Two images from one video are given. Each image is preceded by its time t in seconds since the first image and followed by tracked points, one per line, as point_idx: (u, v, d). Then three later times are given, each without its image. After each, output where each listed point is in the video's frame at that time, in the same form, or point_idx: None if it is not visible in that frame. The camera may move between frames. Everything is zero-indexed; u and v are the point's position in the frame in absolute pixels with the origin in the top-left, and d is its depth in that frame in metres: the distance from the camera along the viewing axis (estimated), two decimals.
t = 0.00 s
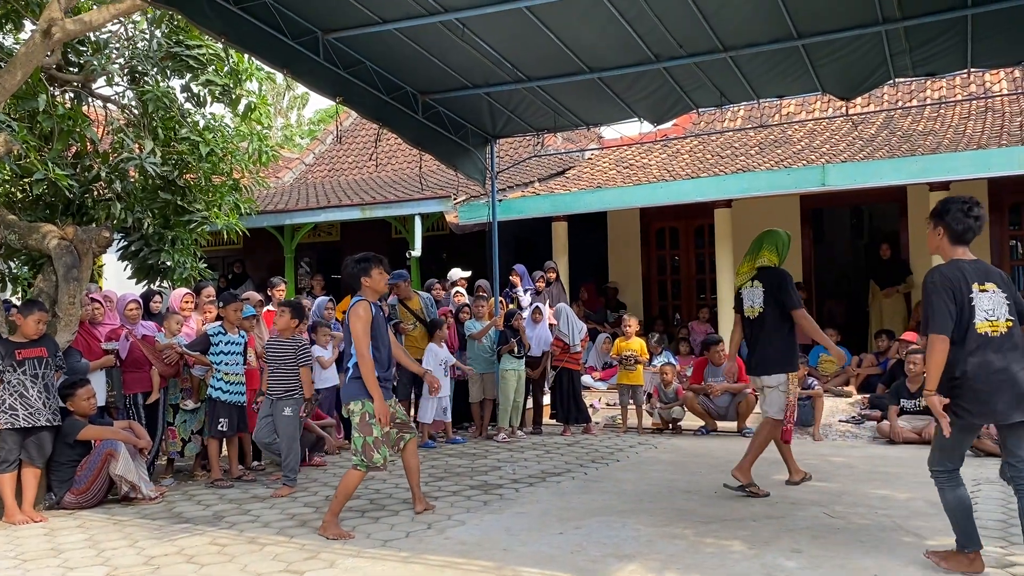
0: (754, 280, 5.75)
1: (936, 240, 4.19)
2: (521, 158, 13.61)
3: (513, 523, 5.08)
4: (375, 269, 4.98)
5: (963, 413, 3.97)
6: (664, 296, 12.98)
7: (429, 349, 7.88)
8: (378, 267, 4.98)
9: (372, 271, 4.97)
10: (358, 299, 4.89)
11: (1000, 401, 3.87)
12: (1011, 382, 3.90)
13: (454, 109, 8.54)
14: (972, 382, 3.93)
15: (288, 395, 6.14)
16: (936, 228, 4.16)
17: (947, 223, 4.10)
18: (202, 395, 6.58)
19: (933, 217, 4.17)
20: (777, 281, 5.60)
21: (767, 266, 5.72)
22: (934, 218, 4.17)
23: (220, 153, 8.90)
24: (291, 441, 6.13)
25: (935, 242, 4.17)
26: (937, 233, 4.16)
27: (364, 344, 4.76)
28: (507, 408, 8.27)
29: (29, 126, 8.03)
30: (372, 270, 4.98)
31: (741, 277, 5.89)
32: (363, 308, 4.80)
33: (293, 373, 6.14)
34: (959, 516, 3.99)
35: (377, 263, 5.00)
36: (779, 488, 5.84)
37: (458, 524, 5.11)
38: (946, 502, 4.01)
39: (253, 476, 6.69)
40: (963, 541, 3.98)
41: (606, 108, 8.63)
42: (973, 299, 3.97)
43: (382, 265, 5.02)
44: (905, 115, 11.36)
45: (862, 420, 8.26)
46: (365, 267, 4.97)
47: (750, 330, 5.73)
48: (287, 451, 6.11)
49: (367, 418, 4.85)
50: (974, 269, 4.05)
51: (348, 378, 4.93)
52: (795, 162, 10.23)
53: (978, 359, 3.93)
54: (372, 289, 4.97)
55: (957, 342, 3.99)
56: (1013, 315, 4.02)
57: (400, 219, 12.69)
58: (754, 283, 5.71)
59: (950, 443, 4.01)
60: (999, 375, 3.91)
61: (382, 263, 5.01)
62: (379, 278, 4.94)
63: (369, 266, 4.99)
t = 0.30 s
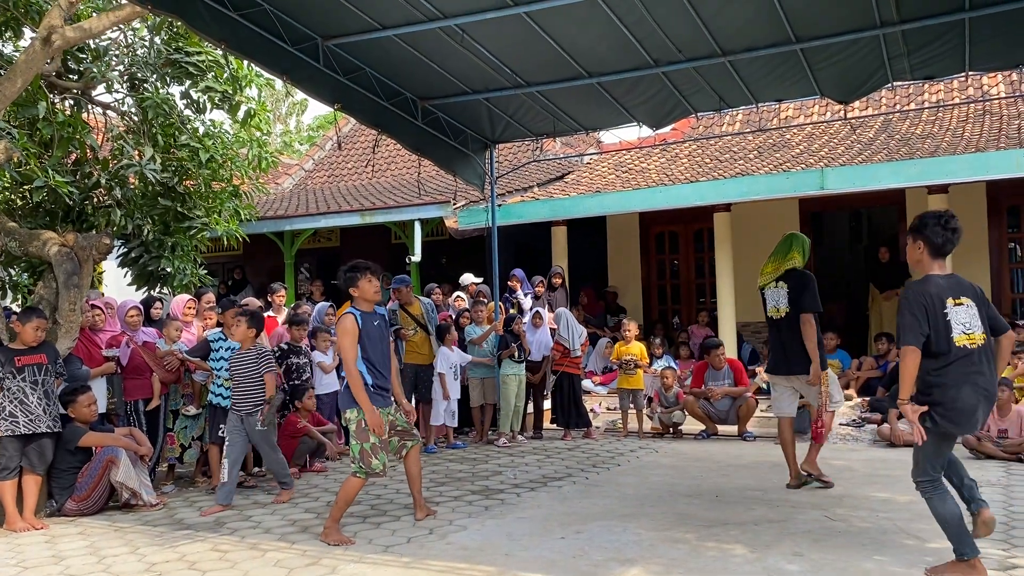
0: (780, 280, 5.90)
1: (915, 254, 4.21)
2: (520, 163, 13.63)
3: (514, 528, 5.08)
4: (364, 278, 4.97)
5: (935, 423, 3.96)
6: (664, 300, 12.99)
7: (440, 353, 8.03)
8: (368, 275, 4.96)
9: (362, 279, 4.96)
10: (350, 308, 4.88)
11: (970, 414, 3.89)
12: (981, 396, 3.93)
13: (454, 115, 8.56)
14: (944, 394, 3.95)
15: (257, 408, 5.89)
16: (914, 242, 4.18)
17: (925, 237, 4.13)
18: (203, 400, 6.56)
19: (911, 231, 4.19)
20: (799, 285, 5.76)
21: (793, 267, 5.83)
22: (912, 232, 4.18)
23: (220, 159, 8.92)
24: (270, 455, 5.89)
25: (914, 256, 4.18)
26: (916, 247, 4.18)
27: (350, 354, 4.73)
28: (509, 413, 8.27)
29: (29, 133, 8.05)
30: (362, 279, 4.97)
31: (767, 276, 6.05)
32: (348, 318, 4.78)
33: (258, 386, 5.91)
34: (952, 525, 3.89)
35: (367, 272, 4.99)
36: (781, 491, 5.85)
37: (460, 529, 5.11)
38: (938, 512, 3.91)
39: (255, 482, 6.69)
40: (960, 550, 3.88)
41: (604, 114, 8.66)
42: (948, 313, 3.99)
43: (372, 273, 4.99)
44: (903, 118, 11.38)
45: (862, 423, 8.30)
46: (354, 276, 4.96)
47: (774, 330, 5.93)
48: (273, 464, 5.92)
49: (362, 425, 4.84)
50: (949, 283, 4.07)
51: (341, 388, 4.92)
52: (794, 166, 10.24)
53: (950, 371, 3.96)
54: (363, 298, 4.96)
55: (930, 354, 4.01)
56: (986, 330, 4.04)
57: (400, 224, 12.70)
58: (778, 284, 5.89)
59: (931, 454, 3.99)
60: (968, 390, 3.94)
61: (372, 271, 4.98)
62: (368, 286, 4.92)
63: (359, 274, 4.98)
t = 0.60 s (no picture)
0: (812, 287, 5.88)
1: (887, 250, 4.36)
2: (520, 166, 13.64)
3: (515, 532, 5.07)
4: (356, 277, 4.96)
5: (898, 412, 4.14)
6: (664, 303, 12.98)
7: (441, 356, 8.00)
8: (360, 275, 4.95)
9: (353, 279, 4.96)
10: (346, 309, 4.89)
11: (933, 403, 4.07)
12: (945, 384, 4.10)
13: (454, 118, 8.56)
14: (910, 382, 4.12)
15: (218, 412, 5.60)
16: (886, 239, 4.34)
17: (895, 235, 4.29)
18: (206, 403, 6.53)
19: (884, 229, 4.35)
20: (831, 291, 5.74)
21: (825, 275, 5.82)
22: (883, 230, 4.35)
23: (220, 163, 8.92)
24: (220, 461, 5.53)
25: (884, 252, 4.35)
26: (887, 243, 4.33)
27: (345, 356, 4.72)
28: (510, 417, 8.28)
29: (30, 138, 8.05)
30: (353, 279, 4.96)
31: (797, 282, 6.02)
32: (342, 319, 4.78)
33: (226, 389, 5.67)
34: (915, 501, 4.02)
35: (359, 271, 4.98)
36: (782, 494, 5.84)
37: (461, 533, 5.10)
38: (898, 490, 4.04)
39: (255, 486, 6.68)
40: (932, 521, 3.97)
41: (604, 117, 8.67)
42: (915, 306, 4.17)
43: (364, 273, 4.98)
44: (903, 121, 11.39)
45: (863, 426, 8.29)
46: (346, 276, 4.96)
47: (804, 336, 5.93)
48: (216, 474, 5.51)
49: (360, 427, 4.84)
50: (919, 278, 4.24)
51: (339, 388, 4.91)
52: (794, 168, 10.25)
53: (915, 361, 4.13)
54: (356, 298, 4.96)
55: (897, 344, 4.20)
56: (951, 323, 4.20)
57: (400, 228, 12.70)
58: (810, 290, 5.86)
59: (896, 438, 4.16)
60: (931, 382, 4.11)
61: (364, 271, 4.97)
62: (358, 286, 4.91)
63: (352, 274, 4.98)
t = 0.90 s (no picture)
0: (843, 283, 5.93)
1: (864, 257, 4.59)
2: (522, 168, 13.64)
3: (517, 534, 5.06)
4: (352, 279, 4.94)
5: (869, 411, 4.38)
6: (666, 305, 12.97)
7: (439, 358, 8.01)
8: (355, 277, 4.93)
9: (349, 281, 4.94)
10: (346, 310, 4.89)
11: (898, 405, 4.29)
12: (914, 387, 4.31)
13: (455, 120, 8.56)
14: (879, 385, 4.34)
15: (188, 420, 5.41)
16: (863, 247, 4.57)
17: (871, 244, 4.51)
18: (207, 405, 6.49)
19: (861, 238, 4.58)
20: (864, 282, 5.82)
21: (855, 272, 5.91)
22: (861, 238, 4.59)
23: (221, 165, 8.93)
24: (193, 472, 5.31)
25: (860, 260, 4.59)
26: (864, 252, 4.57)
27: (348, 357, 4.73)
28: (512, 420, 8.30)
29: (31, 139, 8.06)
30: (350, 281, 4.94)
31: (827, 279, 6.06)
32: (346, 319, 4.79)
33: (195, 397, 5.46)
34: (859, 500, 4.45)
35: (355, 272, 4.95)
36: (784, 496, 5.83)
37: (462, 535, 5.09)
38: (850, 486, 4.44)
39: (256, 488, 6.67)
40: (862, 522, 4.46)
41: (606, 119, 8.67)
42: (885, 312, 4.38)
43: (360, 273, 4.95)
44: (904, 123, 11.38)
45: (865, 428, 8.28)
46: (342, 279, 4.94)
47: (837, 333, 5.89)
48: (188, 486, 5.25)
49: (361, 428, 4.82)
50: (890, 285, 4.46)
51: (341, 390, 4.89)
52: (795, 170, 10.25)
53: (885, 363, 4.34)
54: (354, 300, 4.95)
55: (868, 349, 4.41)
56: (920, 330, 4.41)
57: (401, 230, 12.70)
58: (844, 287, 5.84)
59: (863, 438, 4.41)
60: (899, 385, 4.31)
61: (360, 271, 4.93)
62: (354, 288, 4.89)
63: (348, 276, 4.96)
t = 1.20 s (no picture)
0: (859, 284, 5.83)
1: (840, 268, 4.67)
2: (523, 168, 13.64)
3: (517, 533, 5.06)
4: (350, 283, 4.94)
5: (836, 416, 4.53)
6: (667, 305, 12.97)
7: (434, 358, 7.99)
8: (352, 280, 4.93)
9: (348, 285, 4.94)
10: (347, 313, 4.87)
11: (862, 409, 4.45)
12: (877, 392, 4.46)
13: (456, 120, 8.56)
14: (843, 391, 4.49)
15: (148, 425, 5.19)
16: (839, 260, 4.63)
17: (848, 258, 4.60)
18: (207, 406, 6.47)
19: (838, 251, 4.65)
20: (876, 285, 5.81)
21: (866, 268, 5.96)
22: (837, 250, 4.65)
23: (222, 164, 8.94)
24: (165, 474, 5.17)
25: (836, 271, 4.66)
26: (841, 263, 4.63)
27: (353, 361, 4.72)
28: (513, 419, 8.30)
29: (32, 139, 8.08)
30: (348, 285, 4.94)
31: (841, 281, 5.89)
32: (349, 323, 4.79)
33: (151, 403, 5.24)
34: (845, 500, 4.42)
35: (352, 276, 4.95)
36: (785, 496, 5.82)
37: (463, 534, 5.08)
38: (832, 489, 4.43)
39: (257, 487, 6.66)
40: (853, 521, 4.41)
41: (606, 118, 8.67)
42: (854, 321, 4.50)
43: (357, 276, 4.95)
44: (906, 122, 11.38)
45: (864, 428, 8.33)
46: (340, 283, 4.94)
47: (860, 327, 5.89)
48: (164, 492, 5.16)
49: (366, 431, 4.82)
50: (862, 294, 4.56)
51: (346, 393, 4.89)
52: (796, 170, 10.24)
53: (850, 371, 4.48)
54: (355, 303, 4.94)
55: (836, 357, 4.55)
56: (889, 338, 4.53)
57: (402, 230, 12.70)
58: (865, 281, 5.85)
59: (828, 440, 4.52)
60: (867, 390, 4.46)
61: (356, 275, 4.94)
62: (353, 291, 4.89)
63: (346, 280, 4.96)
